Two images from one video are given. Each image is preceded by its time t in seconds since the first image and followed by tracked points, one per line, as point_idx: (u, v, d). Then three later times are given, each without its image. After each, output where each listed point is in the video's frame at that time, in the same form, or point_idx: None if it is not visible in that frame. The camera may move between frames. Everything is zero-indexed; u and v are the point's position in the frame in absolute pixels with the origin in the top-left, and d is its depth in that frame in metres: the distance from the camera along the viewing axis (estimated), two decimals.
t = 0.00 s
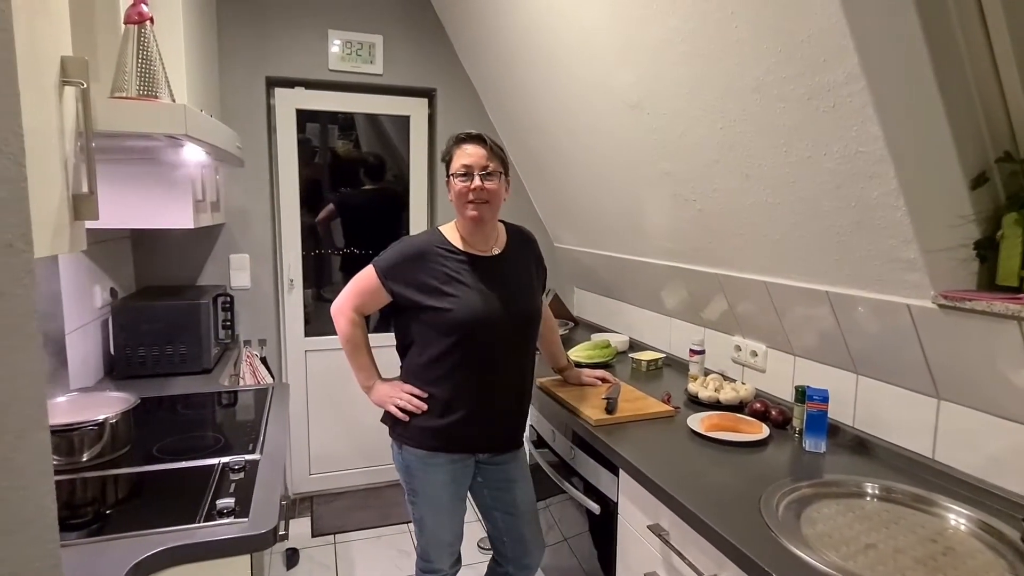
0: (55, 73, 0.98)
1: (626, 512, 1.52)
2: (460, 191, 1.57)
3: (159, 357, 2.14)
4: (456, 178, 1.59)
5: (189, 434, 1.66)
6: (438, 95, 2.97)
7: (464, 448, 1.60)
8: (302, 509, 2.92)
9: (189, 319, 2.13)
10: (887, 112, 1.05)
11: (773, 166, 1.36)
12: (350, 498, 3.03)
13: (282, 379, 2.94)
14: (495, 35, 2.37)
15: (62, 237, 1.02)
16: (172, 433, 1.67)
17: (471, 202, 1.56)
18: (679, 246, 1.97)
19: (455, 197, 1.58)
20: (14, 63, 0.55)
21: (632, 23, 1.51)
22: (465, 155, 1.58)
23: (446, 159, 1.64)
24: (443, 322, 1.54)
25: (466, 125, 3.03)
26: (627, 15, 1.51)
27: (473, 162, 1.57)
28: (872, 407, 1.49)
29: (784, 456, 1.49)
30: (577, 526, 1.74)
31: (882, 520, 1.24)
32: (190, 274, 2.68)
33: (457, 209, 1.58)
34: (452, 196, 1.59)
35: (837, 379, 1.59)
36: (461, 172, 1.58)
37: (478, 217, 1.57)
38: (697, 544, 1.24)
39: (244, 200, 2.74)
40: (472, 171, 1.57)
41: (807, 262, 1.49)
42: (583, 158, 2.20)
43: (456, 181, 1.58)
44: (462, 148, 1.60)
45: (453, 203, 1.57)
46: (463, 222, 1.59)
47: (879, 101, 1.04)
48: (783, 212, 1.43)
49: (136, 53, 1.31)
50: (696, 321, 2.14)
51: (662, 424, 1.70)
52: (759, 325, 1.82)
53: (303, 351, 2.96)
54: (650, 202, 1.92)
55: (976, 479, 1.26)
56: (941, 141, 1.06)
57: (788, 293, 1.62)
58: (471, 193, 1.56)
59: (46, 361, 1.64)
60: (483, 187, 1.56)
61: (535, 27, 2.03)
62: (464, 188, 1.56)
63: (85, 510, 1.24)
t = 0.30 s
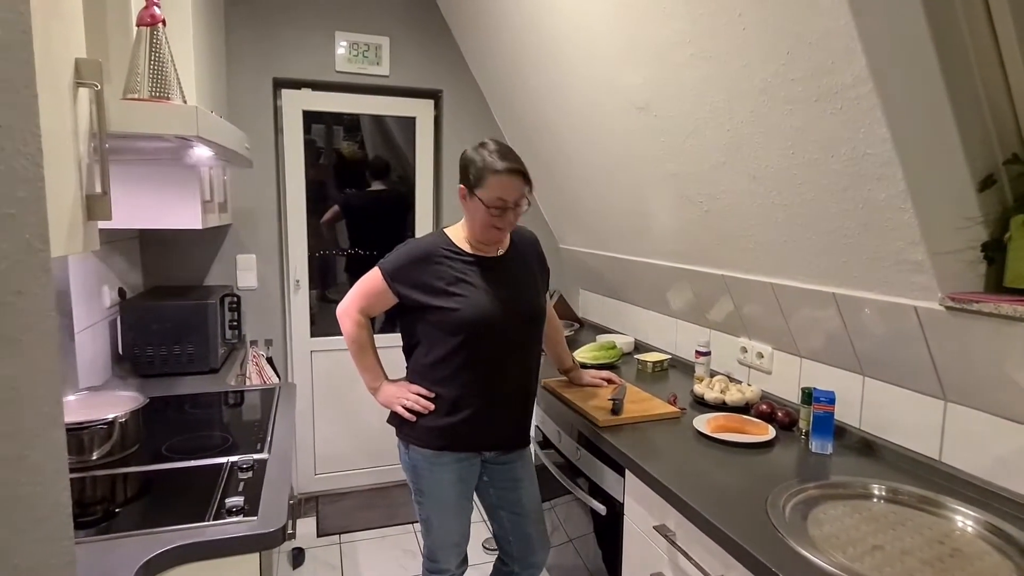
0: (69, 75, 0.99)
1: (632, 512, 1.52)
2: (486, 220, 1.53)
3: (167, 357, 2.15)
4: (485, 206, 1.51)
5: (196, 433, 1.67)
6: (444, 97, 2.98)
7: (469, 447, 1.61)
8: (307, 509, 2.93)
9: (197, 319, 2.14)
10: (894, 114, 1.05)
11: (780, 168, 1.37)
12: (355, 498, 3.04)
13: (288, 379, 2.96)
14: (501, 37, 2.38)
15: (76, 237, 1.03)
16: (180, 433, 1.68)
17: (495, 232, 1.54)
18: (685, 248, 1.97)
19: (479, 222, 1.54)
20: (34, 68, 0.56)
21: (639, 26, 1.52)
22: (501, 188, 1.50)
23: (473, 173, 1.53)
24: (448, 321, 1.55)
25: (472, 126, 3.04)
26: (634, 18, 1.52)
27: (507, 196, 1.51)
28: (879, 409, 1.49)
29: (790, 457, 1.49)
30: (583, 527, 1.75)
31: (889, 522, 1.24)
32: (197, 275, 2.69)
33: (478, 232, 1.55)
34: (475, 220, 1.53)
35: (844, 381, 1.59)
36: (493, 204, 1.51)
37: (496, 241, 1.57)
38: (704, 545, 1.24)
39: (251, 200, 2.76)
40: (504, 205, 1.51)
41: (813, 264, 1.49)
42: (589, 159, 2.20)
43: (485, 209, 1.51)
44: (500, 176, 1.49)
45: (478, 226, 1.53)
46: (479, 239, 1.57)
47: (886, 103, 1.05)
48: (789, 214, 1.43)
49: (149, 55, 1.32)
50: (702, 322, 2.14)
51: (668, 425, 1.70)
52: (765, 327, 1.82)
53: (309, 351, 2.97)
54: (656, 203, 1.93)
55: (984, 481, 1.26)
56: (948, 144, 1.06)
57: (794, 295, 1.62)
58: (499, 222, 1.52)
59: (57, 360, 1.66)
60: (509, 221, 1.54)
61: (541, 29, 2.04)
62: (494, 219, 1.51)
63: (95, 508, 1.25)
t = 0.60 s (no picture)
0: (79, 76, 1.00)
1: (638, 513, 1.52)
2: (522, 230, 1.57)
3: (173, 356, 2.16)
4: (525, 217, 1.55)
5: (202, 432, 1.68)
6: (449, 97, 2.98)
7: (476, 446, 1.61)
8: (312, 508, 2.94)
9: (203, 319, 2.15)
10: (901, 115, 1.05)
11: (786, 168, 1.37)
12: (359, 498, 3.05)
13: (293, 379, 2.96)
14: (506, 38, 2.39)
15: (85, 235, 1.04)
16: (186, 432, 1.68)
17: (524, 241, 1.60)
18: (690, 248, 1.97)
19: (514, 233, 1.56)
20: (46, 69, 0.57)
21: (645, 26, 1.52)
22: (543, 199, 1.55)
23: (513, 184, 1.52)
24: (456, 321, 1.56)
25: (477, 127, 3.04)
26: (640, 18, 1.52)
27: (543, 207, 1.57)
28: (886, 410, 1.49)
29: (796, 458, 1.49)
30: (587, 526, 1.75)
31: (895, 523, 1.23)
32: (203, 275, 2.70)
33: (508, 241, 1.58)
34: (512, 230, 1.55)
35: (850, 382, 1.59)
36: (533, 215, 1.56)
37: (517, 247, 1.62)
38: (709, 545, 1.24)
39: (257, 201, 2.77)
40: (540, 214, 1.58)
41: (819, 264, 1.49)
42: (594, 160, 2.20)
43: (525, 220, 1.55)
44: (544, 188, 1.54)
45: (514, 236, 1.56)
46: (502, 247, 1.60)
47: (893, 104, 1.05)
48: (795, 214, 1.43)
49: (158, 56, 1.33)
50: (707, 323, 2.14)
51: (673, 426, 1.70)
52: (770, 327, 1.81)
53: (314, 351, 2.98)
54: (661, 204, 1.93)
55: (991, 482, 1.26)
56: (955, 144, 1.06)
57: (800, 295, 1.62)
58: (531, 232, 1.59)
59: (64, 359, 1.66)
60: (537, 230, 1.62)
61: (547, 30, 2.04)
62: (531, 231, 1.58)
63: (102, 506, 1.26)
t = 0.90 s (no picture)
0: (83, 74, 1.00)
1: (640, 512, 1.52)
2: (527, 229, 1.57)
3: (176, 355, 2.17)
4: (531, 216, 1.55)
5: (204, 430, 1.68)
6: (452, 97, 2.98)
7: (483, 447, 1.61)
8: (314, 507, 2.94)
9: (207, 317, 2.15)
10: (906, 115, 1.05)
11: (790, 168, 1.36)
12: (361, 497, 3.05)
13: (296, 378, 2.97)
14: (510, 37, 2.39)
15: (89, 233, 1.04)
16: (189, 430, 1.68)
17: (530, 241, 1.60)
18: (692, 248, 1.97)
19: (520, 231, 1.56)
20: (51, 66, 0.57)
21: (648, 25, 1.52)
22: (549, 199, 1.55)
23: (521, 183, 1.52)
24: (463, 321, 1.56)
25: (480, 126, 3.04)
26: (643, 18, 1.52)
27: (549, 207, 1.57)
28: (889, 410, 1.49)
29: (799, 458, 1.49)
30: (589, 527, 1.75)
31: (900, 524, 1.23)
32: (205, 273, 2.71)
33: (513, 239, 1.58)
34: (518, 229, 1.56)
35: (853, 382, 1.58)
36: (540, 215, 1.56)
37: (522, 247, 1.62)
38: (712, 545, 1.24)
39: (259, 200, 2.77)
40: (546, 214, 1.58)
41: (822, 264, 1.49)
42: (597, 158, 2.20)
43: (531, 219, 1.55)
44: (551, 188, 1.54)
45: (520, 236, 1.57)
46: (507, 245, 1.60)
47: (898, 103, 1.04)
48: (798, 214, 1.43)
49: (162, 54, 1.33)
50: (710, 323, 2.13)
51: (676, 425, 1.70)
52: (774, 327, 1.81)
53: (317, 350, 2.98)
54: (664, 203, 1.93)
55: (996, 483, 1.25)
56: (960, 143, 1.06)
57: (804, 295, 1.61)
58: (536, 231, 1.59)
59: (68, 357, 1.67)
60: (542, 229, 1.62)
61: (550, 29, 2.04)
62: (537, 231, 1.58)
63: (105, 503, 1.26)
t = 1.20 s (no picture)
0: (85, 70, 1.00)
1: (642, 512, 1.51)
2: (523, 225, 1.57)
3: (178, 352, 2.17)
4: (526, 211, 1.55)
5: (206, 428, 1.68)
6: (454, 94, 2.97)
7: (487, 447, 1.61)
8: (316, 505, 2.94)
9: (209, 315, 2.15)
10: (911, 113, 1.04)
11: (795, 166, 1.35)
12: (363, 495, 3.05)
13: (298, 376, 2.97)
14: (512, 35, 2.38)
15: (90, 229, 1.03)
16: (190, 427, 1.68)
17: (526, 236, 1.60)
18: (695, 247, 1.96)
19: (516, 227, 1.56)
20: (53, 60, 0.56)
21: (652, 23, 1.51)
22: (544, 192, 1.55)
23: (514, 179, 1.52)
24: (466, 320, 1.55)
25: (482, 124, 3.03)
26: (646, 15, 1.51)
27: (544, 200, 1.57)
28: (894, 410, 1.48)
29: (802, 458, 1.48)
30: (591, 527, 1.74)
31: (904, 524, 1.22)
32: (208, 271, 2.71)
33: (510, 235, 1.58)
34: (513, 225, 1.56)
35: (857, 382, 1.57)
36: (535, 209, 1.56)
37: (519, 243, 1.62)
38: (714, 545, 1.24)
39: (261, 198, 2.77)
40: (541, 208, 1.57)
41: (826, 263, 1.48)
42: (600, 156, 2.19)
43: (526, 214, 1.55)
44: (545, 181, 1.53)
45: (516, 232, 1.57)
46: (505, 242, 1.60)
47: (904, 100, 1.04)
48: (803, 212, 1.42)
49: (163, 50, 1.32)
50: (712, 322, 2.13)
51: (678, 425, 1.69)
52: (777, 326, 1.80)
53: (319, 348, 2.98)
54: (668, 201, 1.92)
55: (1001, 484, 1.25)
56: (967, 141, 1.05)
57: (808, 294, 1.61)
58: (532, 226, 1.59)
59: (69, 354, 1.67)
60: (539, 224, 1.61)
61: (553, 26, 2.03)
62: (533, 225, 1.58)
63: (107, 500, 1.26)
